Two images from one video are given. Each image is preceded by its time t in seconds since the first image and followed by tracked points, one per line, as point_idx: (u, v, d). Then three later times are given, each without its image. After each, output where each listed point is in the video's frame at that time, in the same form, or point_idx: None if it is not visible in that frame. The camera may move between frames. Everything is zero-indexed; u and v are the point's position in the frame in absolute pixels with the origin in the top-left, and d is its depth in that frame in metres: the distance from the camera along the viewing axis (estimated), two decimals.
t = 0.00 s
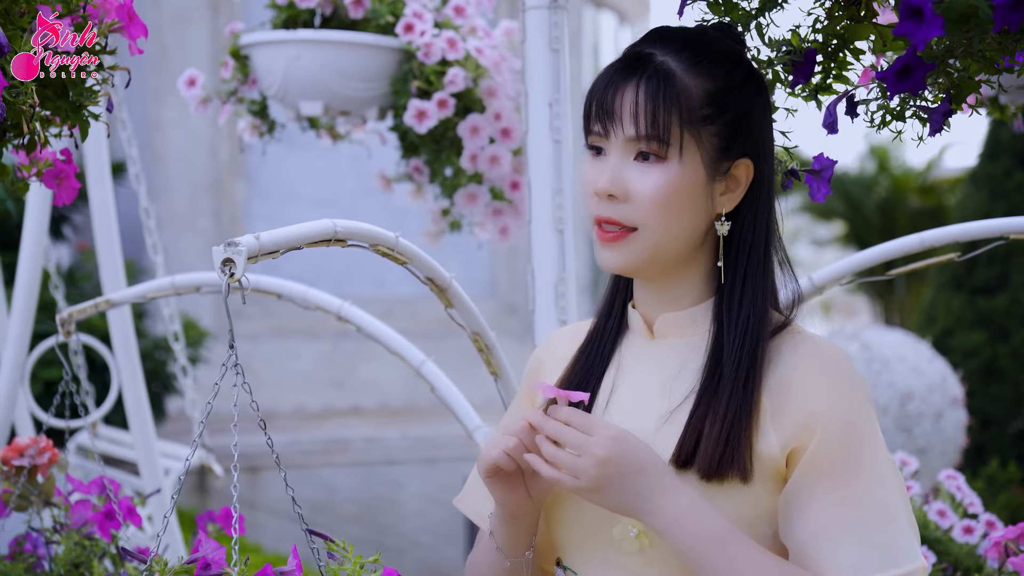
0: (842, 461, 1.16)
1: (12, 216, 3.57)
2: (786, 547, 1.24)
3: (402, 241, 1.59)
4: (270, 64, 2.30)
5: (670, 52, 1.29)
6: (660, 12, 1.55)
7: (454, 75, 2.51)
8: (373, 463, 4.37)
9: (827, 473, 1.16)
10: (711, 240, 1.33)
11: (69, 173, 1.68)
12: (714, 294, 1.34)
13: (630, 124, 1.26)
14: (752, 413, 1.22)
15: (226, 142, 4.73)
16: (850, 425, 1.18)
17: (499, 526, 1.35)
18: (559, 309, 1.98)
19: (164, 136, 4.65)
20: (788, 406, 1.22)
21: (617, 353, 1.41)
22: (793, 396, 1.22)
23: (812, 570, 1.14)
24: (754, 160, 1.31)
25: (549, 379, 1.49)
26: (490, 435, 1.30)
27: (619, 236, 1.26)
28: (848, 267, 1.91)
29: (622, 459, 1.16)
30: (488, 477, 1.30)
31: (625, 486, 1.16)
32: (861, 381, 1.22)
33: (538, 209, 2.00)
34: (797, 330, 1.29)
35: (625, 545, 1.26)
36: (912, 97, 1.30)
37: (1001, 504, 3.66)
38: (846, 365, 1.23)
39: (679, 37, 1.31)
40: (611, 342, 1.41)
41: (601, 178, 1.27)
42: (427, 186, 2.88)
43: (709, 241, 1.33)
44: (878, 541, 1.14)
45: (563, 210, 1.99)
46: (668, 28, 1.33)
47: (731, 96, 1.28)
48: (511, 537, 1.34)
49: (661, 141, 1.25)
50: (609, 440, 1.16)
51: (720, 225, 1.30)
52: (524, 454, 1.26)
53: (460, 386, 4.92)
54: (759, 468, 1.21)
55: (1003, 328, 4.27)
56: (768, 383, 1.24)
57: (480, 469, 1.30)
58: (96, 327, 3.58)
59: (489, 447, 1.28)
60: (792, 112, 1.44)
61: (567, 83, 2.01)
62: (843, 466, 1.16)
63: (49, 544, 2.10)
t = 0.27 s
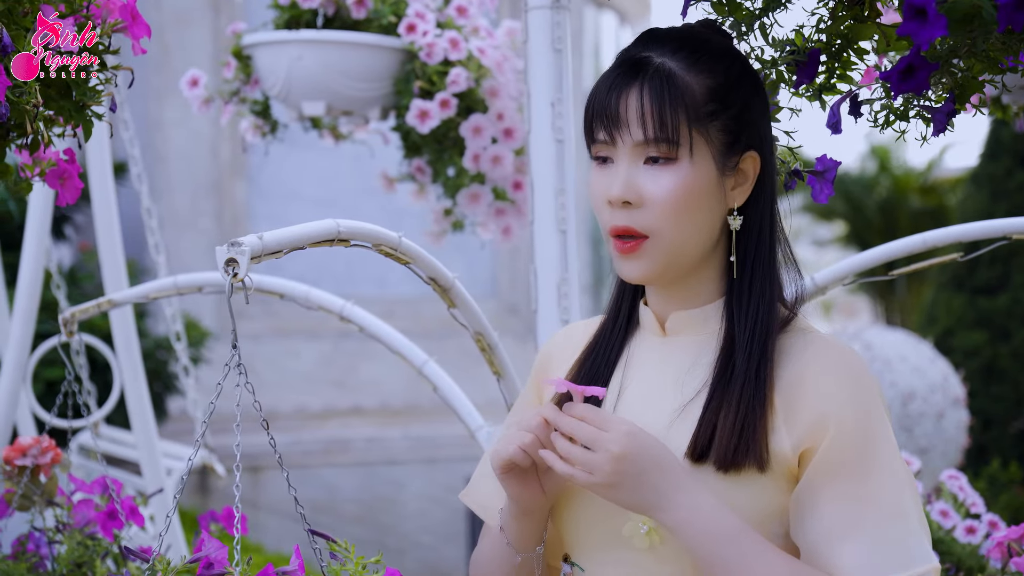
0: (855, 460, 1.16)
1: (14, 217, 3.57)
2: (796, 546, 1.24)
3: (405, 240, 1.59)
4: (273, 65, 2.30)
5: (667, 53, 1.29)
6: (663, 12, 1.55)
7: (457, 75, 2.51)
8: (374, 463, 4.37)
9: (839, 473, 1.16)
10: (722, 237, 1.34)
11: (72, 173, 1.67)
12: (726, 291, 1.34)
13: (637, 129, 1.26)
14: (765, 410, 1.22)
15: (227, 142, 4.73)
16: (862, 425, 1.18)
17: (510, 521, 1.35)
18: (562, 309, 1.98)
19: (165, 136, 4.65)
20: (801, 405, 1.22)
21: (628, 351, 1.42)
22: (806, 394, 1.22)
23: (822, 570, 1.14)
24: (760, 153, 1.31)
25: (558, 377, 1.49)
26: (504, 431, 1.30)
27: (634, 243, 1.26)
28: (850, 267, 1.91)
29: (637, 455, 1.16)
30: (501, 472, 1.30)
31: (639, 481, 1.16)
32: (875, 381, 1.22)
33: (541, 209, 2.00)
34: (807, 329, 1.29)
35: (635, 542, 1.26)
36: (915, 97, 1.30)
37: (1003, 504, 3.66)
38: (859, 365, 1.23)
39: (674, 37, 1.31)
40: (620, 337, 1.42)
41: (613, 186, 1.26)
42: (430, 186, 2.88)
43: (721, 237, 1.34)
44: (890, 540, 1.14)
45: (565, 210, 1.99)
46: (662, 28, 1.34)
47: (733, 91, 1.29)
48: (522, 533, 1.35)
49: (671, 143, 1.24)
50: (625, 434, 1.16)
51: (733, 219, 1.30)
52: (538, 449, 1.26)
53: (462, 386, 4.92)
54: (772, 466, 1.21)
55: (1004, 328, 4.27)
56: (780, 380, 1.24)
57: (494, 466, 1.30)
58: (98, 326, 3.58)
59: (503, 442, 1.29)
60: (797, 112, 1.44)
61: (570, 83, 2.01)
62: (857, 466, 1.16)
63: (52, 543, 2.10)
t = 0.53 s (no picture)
0: (862, 460, 1.17)
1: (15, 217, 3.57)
2: (802, 547, 1.24)
3: (407, 241, 1.59)
4: (275, 65, 2.30)
5: (658, 57, 1.29)
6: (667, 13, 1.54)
7: (458, 75, 2.51)
8: (375, 463, 4.37)
9: (847, 473, 1.16)
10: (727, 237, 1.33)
11: (75, 173, 1.67)
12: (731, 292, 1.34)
13: (633, 136, 1.26)
14: (772, 409, 1.22)
15: (228, 142, 4.73)
16: (869, 426, 1.18)
17: (516, 515, 1.36)
18: (564, 309, 1.98)
19: (167, 136, 4.65)
20: (807, 405, 1.22)
21: (632, 351, 1.42)
22: (813, 393, 1.22)
23: (830, 569, 1.14)
24: (759, 150, 1.32)
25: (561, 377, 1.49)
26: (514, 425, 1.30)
27: (640, 251, 1.26)
28: (854, 267, 1.90)
29: (647, 449, 1.16)
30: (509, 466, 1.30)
31: (650, 476, 1.16)
32: (882, 382, 1.22)
33: (542, 210, 2.00)
34: (814, 330, 1.29)
35: (640, 542, 1.26)
36: (919, 97, 1.30)
37: (1004, 505, 3.65)
38: (867, 366, 1.23)
39: (663, 41, 1.31)
40: (624, 336, 1.43)
41: (614, 195, 1.26)
42: (431, 186, 2.88)
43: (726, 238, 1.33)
44: (897, 541, 1.14)
45: (568, 210, 1.99)
46: (650, 32, 1.34)
47: (727, 91, 1.29)
48: (527, 528, 1.35)
49: (668, 148, 1.24)
50: (637, 428, 1.16)
51: (735, 218, 1.30)
52: (548, 444, 1.27)
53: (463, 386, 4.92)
54: (780, 466, 1.21)
55: (1005, 329, 4.27)
56: (787, 380, 1.24)
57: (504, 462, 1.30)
58: (99, 326, 3.59)
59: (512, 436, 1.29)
60: (802, 111, 1.44)
61: (572, 83, 2.01)
62: (865, 466, 1.17)
63: (53, 543, 2.09)
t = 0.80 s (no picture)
0: (864, 461, 1.17)
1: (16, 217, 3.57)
2: (805, 547, 1.24)
3: (409, 241, 1.59)
4: (276, 65, 2.30)
5: (650, 62, 1.29)
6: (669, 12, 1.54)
7: (460, 75, 2.51)
8: (376, 463, 4.37)
9: (849, 473, 1.16)
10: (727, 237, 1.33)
11: (77, 173, 1.67)
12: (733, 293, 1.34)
13: (626, 143, 1.26)
14: (775, 410, 1.22)
15: (229, 142, 4.73)
16: (871, 427, 1.18)
17: (514, 514, 1.36)
18: (566, 309, 1.98)
19: (168, 136, 4.65)
20: (809, 406, 1.22)
21: (635, 352, 1.42)
22: (815, 394, 1.22)
23: (831, 570, 1.14)
24: (755, 151, 1.32)
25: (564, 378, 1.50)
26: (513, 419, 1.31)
27: (639, 257, 1.26)
28: (855, 267, 1.90)
29: (648, 453, 1.16)
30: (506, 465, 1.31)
31: (651, 479, 1.16)
32: (885, 383, 1.22)
33: (545, 210, 2.00)
34: (816, 331, 1.29)
35: (642, 543, 1.26)
36: (922, 98, 1.30)
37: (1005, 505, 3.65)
38: (870, 366, 1.22)
39: (654, 44, 1.31)
40: (627, 338, 1.43)
41: (610, 202, 1.26)
42: (433, 186, 2.88)
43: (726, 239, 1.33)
44: (899, 542, 1.14)
45: (570, 210, 1.99)
46: (642, 36, 1.34)
47: (720, 93, 1.28)
48: (526, 526, 1.36)
49: (661, 153, 1.24)
50: (637, 432, 1.17)
51: (733, 219, 1.30)
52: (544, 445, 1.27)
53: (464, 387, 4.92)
54: (782, 467, 1.21)
55: (1006, 329, 4.27)
56: (789, 381, 1.24)
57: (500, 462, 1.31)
58: (101, 326, 3.59)
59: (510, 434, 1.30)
60: (805, 112, 1.44)
61: (574, 83, 2.00)
62: (867, 466, 1.16)
63: (55, 543, 2.10)
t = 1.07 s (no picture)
0: (869, 462, 1.17)
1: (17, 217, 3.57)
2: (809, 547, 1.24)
3: (413, 241, 1.59)
4: (277, 65, 2.30)
5: (638, 66, 1.30)
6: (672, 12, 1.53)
7: (462, 75, 2.51)
8: (376, 463, 4.37)
9: (854, 474, 1.16)
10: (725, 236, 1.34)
11: (79, 173, 1.67)
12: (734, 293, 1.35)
13: (618, 148, 1.26)
14: (779, 410, 1.22)
15: (230, 142, 4.73)
16: (877, 426, 1.18)
17: (519, 515, 1.35)
18: (568, 309, 1.98)
19: (169, 136, 4.65)
20: (813, 406, 1.22)
21: (639, 352, 1.42)
22: (820, 393, 1.22)
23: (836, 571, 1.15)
24: (750, 149, 1.32)
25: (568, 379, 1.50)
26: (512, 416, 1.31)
27: (638, 259, 1.26)
28: (857, 268, 1.90)
29: (652, 458, 1.15)
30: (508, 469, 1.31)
31: (655, 485, 1.15)
32: (889, 382, 1.22)
33: (547, 210, 2.00)
34: (818, 329, 1.29)
35: (648, 544, 1.26)
36: (925, 98, 1.30)
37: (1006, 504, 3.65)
38: (874, 364, 1.22)
39: (642, 49, 1.32)
40: (631, 339, 1.43)
41: (606, 207, 1.26)
42: (434, 186, 2.89)
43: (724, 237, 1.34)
44: (905, 542, 1.14)
45: (572, 210, 1.99)
46: (630, 41, 1.34)
47: (710, 92, 1.29)
48: (530, 527, 1.35)
49: (653, 156, 1.25)
50: (639, 438, 1.16)
51: (729, 218, 1.30)
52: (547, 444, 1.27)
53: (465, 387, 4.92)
54: (786, 468, 1.21)
55: (1007, 329, 4.27)
56: (792, 381, 1.24)
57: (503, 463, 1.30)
58: (102, 326, 3.59)
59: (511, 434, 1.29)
60: (809, 112, 1.44)
61: (576, 83, 2.01)
62: (871, 466, 1.16)
63: (57, 544, 2.10)
